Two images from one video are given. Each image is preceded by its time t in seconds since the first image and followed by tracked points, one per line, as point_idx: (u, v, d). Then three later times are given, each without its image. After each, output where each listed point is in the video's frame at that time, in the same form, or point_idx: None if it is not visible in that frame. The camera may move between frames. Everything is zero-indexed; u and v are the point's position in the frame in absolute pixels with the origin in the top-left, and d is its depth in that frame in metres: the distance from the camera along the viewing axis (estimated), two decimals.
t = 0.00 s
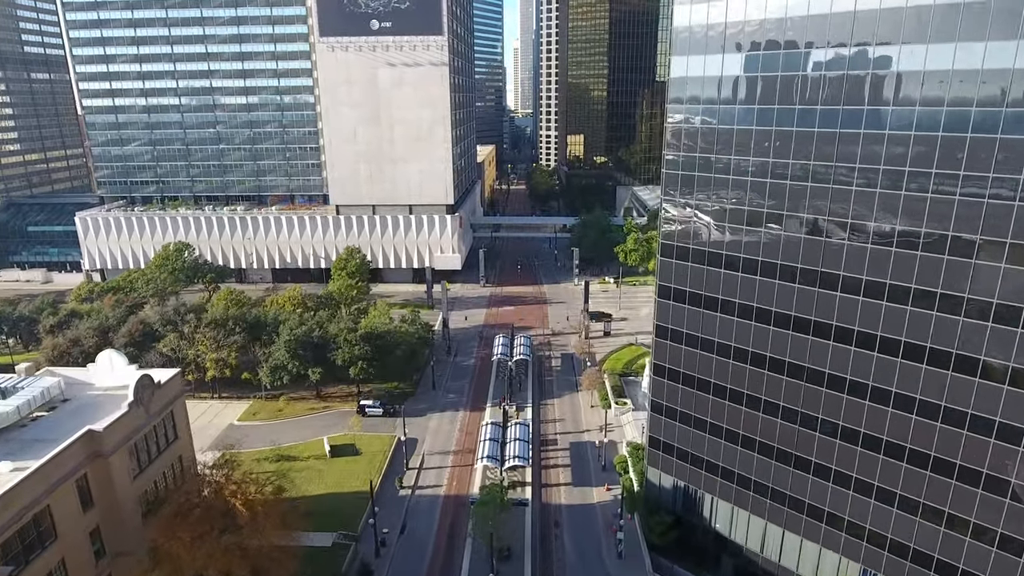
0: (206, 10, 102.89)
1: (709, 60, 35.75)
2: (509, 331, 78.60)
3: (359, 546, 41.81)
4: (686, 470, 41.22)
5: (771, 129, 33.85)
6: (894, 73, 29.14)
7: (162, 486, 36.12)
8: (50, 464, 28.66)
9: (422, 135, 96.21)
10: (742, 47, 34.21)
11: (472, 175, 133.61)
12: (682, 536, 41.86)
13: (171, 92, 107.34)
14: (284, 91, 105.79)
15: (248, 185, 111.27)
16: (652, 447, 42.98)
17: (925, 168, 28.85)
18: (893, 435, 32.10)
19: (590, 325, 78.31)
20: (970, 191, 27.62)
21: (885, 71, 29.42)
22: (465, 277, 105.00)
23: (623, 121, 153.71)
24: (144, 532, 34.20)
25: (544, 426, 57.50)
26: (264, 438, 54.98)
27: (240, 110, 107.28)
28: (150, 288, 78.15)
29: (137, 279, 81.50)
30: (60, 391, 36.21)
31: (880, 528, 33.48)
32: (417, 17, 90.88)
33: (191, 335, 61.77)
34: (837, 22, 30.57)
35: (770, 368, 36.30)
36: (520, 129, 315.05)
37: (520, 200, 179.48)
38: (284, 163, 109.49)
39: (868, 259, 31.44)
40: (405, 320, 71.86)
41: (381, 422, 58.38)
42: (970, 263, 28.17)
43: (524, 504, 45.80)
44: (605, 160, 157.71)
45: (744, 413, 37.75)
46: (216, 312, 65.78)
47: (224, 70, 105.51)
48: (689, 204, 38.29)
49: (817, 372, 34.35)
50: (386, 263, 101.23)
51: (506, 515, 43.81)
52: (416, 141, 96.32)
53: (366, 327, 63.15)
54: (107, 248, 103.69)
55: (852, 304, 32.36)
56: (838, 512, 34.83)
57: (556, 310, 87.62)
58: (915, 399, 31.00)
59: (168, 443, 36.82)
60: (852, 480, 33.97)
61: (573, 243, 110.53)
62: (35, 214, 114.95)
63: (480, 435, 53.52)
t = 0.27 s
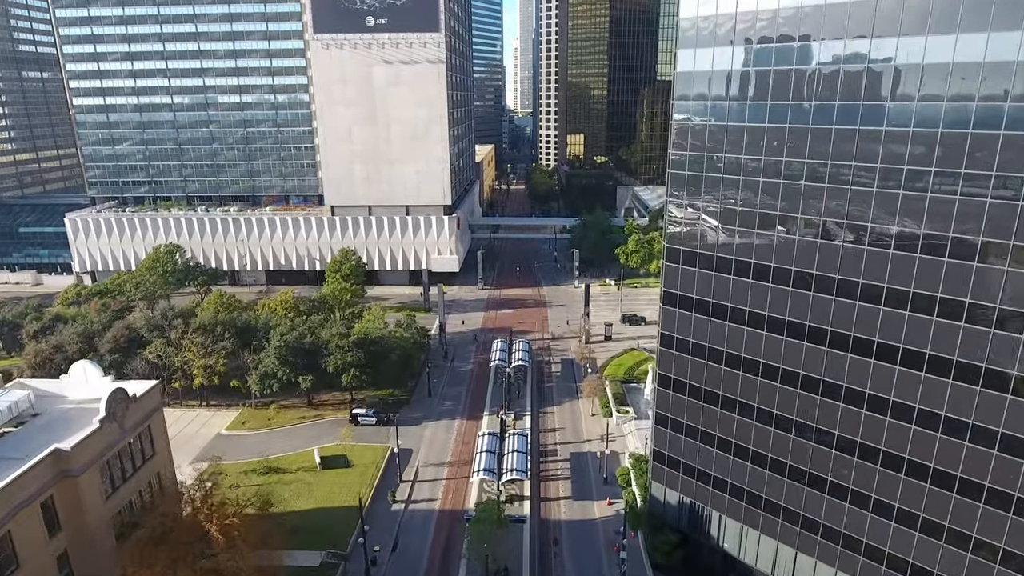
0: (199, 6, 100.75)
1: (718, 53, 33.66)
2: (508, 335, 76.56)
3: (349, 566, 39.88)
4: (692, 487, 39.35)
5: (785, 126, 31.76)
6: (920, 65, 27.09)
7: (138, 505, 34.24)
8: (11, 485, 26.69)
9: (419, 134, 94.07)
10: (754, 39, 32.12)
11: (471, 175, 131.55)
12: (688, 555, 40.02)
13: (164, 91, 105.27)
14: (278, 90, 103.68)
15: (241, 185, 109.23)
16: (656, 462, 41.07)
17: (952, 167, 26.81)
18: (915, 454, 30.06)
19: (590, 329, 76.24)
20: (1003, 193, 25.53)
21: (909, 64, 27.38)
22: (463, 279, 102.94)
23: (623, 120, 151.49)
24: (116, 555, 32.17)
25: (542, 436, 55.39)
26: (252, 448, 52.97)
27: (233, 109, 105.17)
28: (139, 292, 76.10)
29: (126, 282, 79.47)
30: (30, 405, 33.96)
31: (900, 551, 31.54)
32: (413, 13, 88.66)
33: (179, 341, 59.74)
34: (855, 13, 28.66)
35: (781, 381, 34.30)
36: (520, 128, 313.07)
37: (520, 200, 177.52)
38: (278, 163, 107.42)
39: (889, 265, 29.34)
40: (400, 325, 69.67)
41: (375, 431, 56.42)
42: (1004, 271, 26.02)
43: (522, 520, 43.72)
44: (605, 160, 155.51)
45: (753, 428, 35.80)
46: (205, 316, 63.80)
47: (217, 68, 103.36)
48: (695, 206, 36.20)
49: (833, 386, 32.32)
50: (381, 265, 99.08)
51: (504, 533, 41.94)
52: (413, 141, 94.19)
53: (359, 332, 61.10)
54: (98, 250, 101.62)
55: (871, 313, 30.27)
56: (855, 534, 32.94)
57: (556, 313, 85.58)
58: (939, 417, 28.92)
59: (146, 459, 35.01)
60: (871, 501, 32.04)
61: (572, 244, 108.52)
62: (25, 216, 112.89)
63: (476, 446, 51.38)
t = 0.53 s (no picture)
0: (192, 4, 98.73)
1: (728, 50, 32.19)
2: (507, 341, 74.70)
3: None
4: (700, 508, 38.24)
5: (801, 127, 30.19)
6: (950, 60, 25.42)
7: (110, 528, 32.30)
8: None
9: (416, 135, 92.03)
10: (767, 34, 30.60)
11: (470, 176, 129.59)
12: None
13: (156, 91, 103.24)
14: (273, 89, 101.66)
15: (235, 186, 107.23)
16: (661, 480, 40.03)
17: (982, 171, 25.05)
18: (940, 479, 28.42)
19: (591, 335, 74.28)
20: None
21: (936, 59, 25.76)
22: (461, 282, 101.03)
23: (624, 120, 149.38)
24: None
25: (541, 448, 53.41)
26: (239, 461, 50.93)
27: (227, 108, 103.12)
28: (129, 296, 74.16)
29: (115, 286, 77.42)
30: None
31: None
32: (410, 11, 86.61)
33: (165, 348, 57.73)
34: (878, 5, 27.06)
35: (796, 398, 32.75)
36: (520, 128, 310.89)
37: (519, 202, 175.45)
38: (273, 164, 105.42)
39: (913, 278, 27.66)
40: (396, 331, 67.39)
41: (368, 443, 54.38)
42: None
43: (520, 542, 41.70)
44: (605, 160, 153.39)
45: (765, 447, 34.44)
46: (194, 323, 61.83)
47: (210, 67, 101.31)
48: (705, 212, 34.79)
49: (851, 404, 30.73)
50: (378, 269, 97.15)
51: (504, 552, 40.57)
52: (410, 141, 92.16)
53: (352, 339, 59.10)
54: (88, 252, 99.57)
55: (893, 327, 28.59)
56: (873, 560, 31.53)
57: (556, 317, 83.71)
58: (967, 439, 27.22)
59: (118, 481, 33.02)
60: (892, 526, 30.47)
61: (572, 247, 106.55)
62: (15, 217, 110.79)
63: (473, 459, 49.42)
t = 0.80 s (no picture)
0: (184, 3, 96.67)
1: (738, 47, 30.46)
2: (505, 348, 72.78)
3: None
4: (707, 532, 36.73)
5: (817, 130, 28.42)
6: (983, 58, 23.61)
7: (79, 557, 30.44)
8: None
9: (413, 136, 89.91)
10: (781, 31, 28.82)
11: (468, 177, 127.59)
12: None
13: (148, 91, 101.19)
14: (267, 89, 99.60)
15: (228, 189, 105.23)
16: (663, 502, 38.60)
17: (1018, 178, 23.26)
18: (968, 509, 26.79)
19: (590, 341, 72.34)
20: None
21: (968, 57, 23.97)
22: (459, 286, 99.06)
23: (625, 121, 147.15)
24: None
25: (540, 461, 51.49)
26: (224, 478, 49.01)
27: (220, 109, 101.05)
28: (117, 303, 72.17)
29: (103, 291, 75.38)
30: None
31: None
32: (406, 9, 84.59)
33: (150, 357, 55.66)
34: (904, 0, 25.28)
35: (811, 420, 31.15)
36: (519, 129, 308.66)
37: (519, 203, 173.38)
38: (267, 166, 103.40)
39: (940, 294, 25.98)
40: (391, 338, 64.99)
41: (359, 456, 52.35)
42: None
43: (516, 564, 39.88)
44: (606, 161, 151.23)
45: (778, 471, 32.90)
46: (181, 330, 59.79)
47: (203, 67, 99.21)
48: (713, 220, 33.23)
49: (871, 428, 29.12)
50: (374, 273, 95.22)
51: None
52: (406, 142, 90.07)
53: (344, 349, 56.99)
54: (78, 256, 97.52)
55: (918, 347, 26.91)
56: None
57: (555, 323, 81.78)
58: (999, 469, 25.57)
59: (89, 507, 31.17)
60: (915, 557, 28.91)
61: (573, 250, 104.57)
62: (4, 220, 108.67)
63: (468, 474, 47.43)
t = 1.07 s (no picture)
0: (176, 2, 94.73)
1: (749, 48, 28.51)
2: (504, 357, 70.86)
3: None
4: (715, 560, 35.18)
5: (837, 137, 26.49)
6: None
7: None
8: None
9: (409, 138, 87.87)
10: (797, 31, 26.83)
11: (467, 179, 125.70)
12: None
13: (140, 92, 99.24)
14: (261, 90, 97.65)
15: (222, 192, 103.35)
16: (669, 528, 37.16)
17: None
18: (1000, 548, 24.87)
19: (590, 349, 70.50)
20: None
21: (1015, 58, 21.66)
22: (456, 291, 97.13)
23: (625, 122, 145.16)
24: None
25: (539, 478, 49.70)
26: (209, 496, 47.11)
27: (213, 110, 99.13)
28: (105, 311, 70.28)
29: (91, 298, 73.46)
30: None
31: None
32: (402, 8, 82.61)
33: (135, 369, 53.81)
34: None
35: (828, 447, 29.36)
36: (519, 129, 306.66)
37: (518, 205, 171.43)
38: (261, 168, 101.48)
39: (972, 317, 24.03)
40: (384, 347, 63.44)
41: (350, 473, 50.37)
42: None
43: None
44: (606, 163, 149.22)
45: (791, 499, 31.23)
46: (168, 341, 57.93)
47: (196, 67, 97.25)
48: (722, 233, 31.43)
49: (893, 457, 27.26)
50: (370, 278, 93.34)
51: None
52: (403, 145, 88.03)
53: (336, 360, 55.04)
54: (68, 260, 95.59)
55: (946, 373, 25.00)
56: None
57: (555, 330, 79.86)
58: None
59: (57, 538, 29.23)
60: None
61: (573, 254, 102.76)
62: None
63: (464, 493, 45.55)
